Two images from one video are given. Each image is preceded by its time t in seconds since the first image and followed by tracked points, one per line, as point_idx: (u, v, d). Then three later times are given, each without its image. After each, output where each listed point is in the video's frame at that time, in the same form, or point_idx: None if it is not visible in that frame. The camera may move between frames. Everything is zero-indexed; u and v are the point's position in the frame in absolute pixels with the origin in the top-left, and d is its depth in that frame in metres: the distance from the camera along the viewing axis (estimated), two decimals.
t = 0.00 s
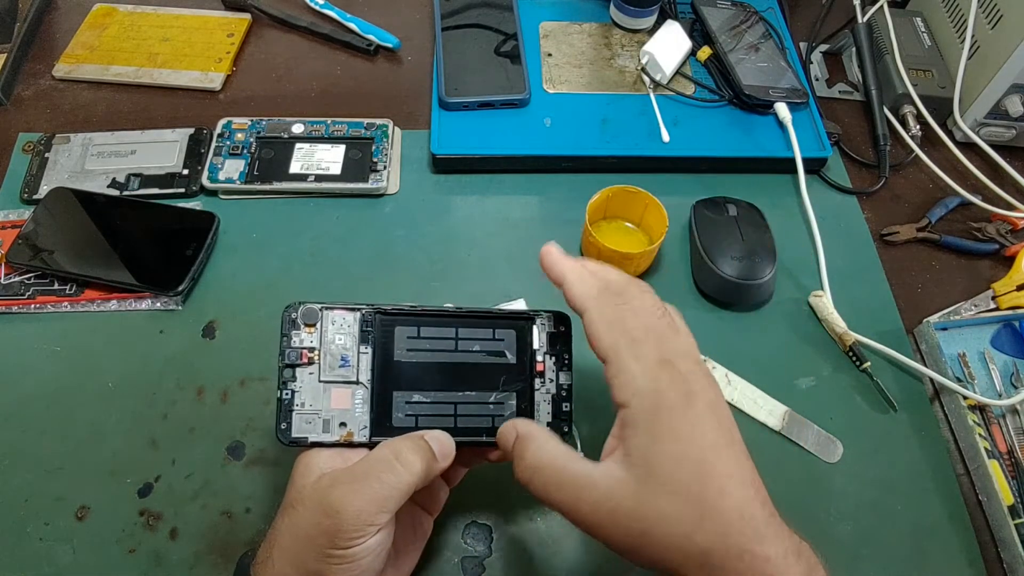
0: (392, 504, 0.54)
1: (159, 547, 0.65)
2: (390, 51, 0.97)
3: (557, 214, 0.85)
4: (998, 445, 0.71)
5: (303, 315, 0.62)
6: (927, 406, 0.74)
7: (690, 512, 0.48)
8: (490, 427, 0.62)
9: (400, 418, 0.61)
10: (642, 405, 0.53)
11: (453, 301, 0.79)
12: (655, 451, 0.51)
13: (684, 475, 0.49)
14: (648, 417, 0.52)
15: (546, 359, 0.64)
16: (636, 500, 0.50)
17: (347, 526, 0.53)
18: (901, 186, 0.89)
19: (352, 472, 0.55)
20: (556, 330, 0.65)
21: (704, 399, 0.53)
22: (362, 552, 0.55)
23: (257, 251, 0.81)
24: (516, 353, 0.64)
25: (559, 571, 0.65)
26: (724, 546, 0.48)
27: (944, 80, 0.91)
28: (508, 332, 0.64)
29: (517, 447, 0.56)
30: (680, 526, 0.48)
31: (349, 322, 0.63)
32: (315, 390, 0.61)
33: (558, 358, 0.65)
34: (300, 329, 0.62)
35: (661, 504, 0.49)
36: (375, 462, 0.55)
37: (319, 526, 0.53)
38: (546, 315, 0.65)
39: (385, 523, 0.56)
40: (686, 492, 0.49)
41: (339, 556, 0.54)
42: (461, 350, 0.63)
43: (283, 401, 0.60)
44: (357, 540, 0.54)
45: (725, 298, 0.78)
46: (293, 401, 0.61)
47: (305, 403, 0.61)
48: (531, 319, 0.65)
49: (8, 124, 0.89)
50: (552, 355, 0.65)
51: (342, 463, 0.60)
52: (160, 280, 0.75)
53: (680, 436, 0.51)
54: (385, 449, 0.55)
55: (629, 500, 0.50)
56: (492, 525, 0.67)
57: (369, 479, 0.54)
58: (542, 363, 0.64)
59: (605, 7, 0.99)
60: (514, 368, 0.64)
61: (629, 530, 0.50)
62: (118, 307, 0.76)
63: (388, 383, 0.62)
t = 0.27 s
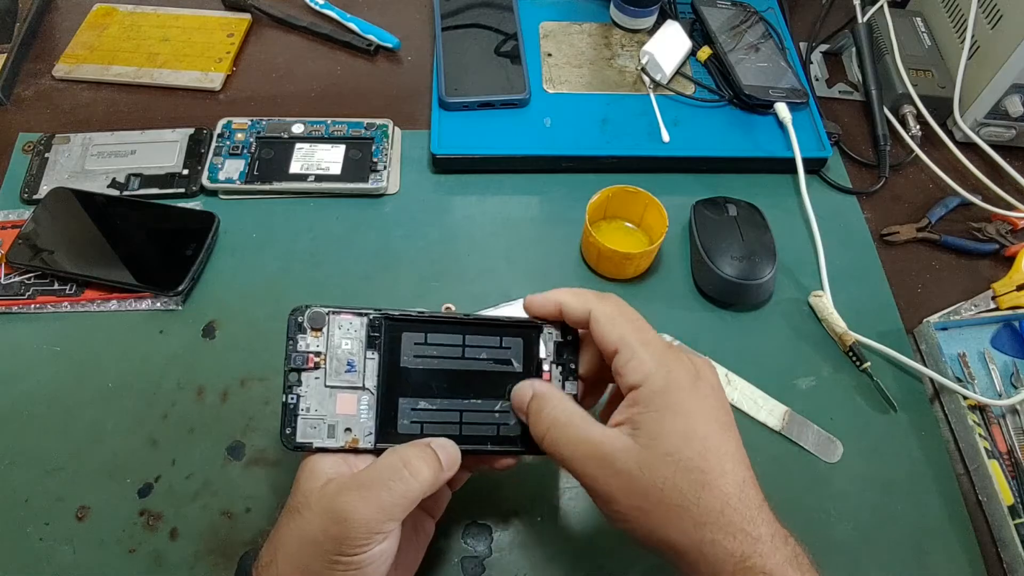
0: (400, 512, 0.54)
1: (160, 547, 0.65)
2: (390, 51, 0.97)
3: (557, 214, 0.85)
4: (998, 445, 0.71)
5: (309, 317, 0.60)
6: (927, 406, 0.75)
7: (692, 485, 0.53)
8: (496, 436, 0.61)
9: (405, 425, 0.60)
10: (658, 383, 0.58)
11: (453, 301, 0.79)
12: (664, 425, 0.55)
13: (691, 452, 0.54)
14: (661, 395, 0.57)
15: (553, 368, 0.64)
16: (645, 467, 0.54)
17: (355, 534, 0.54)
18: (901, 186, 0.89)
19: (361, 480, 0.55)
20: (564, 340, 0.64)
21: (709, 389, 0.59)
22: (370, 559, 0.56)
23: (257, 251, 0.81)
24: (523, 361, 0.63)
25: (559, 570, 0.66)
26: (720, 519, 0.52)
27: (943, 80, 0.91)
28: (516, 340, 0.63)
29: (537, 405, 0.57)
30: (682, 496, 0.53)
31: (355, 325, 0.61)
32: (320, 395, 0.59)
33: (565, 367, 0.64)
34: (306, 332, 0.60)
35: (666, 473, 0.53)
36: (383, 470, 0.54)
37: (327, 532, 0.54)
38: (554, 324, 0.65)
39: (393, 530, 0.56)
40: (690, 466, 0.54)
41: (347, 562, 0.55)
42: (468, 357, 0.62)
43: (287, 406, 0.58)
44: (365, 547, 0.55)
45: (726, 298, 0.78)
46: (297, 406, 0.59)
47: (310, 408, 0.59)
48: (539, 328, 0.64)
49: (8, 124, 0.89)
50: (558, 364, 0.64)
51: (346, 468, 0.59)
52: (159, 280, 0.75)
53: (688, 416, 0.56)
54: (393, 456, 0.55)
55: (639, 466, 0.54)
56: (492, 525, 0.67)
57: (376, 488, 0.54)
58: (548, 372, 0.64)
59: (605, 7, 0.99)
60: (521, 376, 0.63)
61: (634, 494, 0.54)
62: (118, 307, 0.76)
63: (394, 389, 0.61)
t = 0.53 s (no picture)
0: (405, 520, 0.54)
1: (160, 547, 0.65)
2: (390, 51, 0.97)
3: (557, 214, 0.85)
4: (998, 445, 0.71)
5: (322, 320, 0.59)
6: (926, 406, 0.75)
7: (685, 465, 0.54)
8: (502, 447, 0.61)
9: (412, 432, 0.60)
10: (662, 364, 0.58)
11: (453, 300, 0.79)
12: (664, 404, 0.56)
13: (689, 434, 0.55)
14: (664, 376, 0.58)
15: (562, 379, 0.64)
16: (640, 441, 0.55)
17: (359, 541, 0.54)
18: (901, 186, 0.89)
19: (367, 486, 0.55)
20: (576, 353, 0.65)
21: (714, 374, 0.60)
22: (373, 564, 0.56)
23: (257, 251, 0.81)
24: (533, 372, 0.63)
25: (559, 571, 0.66)
26: (709, 504, 0.53)
27: (944, 80, 0.91)
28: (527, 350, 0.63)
29: (552, 362, 0.58)
30: (675, 474, 0.54)
31: (367, 330, 0.61)
32: (329, 398, 0.59)
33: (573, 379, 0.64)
34: (318, 335, 0.59)
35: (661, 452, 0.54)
36: (391, 478, 0.54)
37: (331, 539, 0.54)
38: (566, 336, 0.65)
39: (397, 537, 0.56)
40: (685, 446, 0.54)
41: (350, 567, 0.56)
42: (479, 366, 0.62)
43: (296, 408, 0.58)
44: (369, 553, 0.55)
45: (727, 299, 0.78)
46: (306, 408, 0.59)
47: (318, 411, 0.59)
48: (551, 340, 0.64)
49: (8, 123, 0.89)
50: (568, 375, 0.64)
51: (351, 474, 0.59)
52: (160, 280, 0.75)
53: (688, 397, 0.56)
54: (401, 464, 0.54)
55: (635, 440, 0.55)
56: (492, 526, 0.67)
57: (383, 496, 0.54)
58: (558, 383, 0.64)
59: (605, 8, 0.99)
60: (530, 386, 0.62)
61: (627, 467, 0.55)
62: (118, 307, 0.76)
63: (403, 395, 0.61)
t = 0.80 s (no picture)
0: (400, 514, 0.54)
1: (160, 547, 0.65)
2: (390, 51, 0.97)
3: (557, 214, 0.85)
4: (998, 445, 0.71)
5: (312, 319, 0.60)
6: (927, 406, 0.74)
7: (677, 485, 0.54)
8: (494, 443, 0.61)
9: (404, 429, 0.60)
10: (634, 387, 0.59)
11: (453, 300, 0.79)
12: (644, 428, 0.56)
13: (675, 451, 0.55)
14: (639, 399, 0.58)
15: (554, 376, 0.63)
16: (627, 472, 0.54)
17: (354, 536, 0.54)
18: (901, 186, 0.89)
19: (362, 481, 0.55)
20: (568, 349, 0.64)
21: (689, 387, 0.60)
22: (370, 559, 0.56)
23: (257, 251, 0.81)
24: (525, 368, 0.62)
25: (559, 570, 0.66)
26: (712, 520, 0.53)
27: (944, 80, 0.91)
28: (518, 347, 0.63)
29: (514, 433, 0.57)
30: (671, 497, 0.53)
31: (358, 328, 0.61)
32: (321, 397, 0.59)
33: (567, 375, 0.63)
34: (308, 333, 0.60)
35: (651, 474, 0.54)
36: (384, 472, 0.54)
37: (328, 536, 0.54)
38: (557, 332, 0.64)
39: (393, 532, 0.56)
40: (674, 467, 0.54)
41: (348, 563, 0.56)
42: (469, 363, 0.61)
43: (287, 406, 0.59)
44: (365, 548, 0.55)
45: (726, 298, 0.78)
46: (297, 406, 0.59)
47: (310, 409, 0.59)
48: (543, 336, 0.63)
49: (8, 124, 0.89)
50: (558, 371, 0.63)
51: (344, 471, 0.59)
52: (160, 280, 0.75)
53: (668, 416, 0.57)
54: (394, 457, 0.55)
55: (619, 473, 0.55)
56: (492, 525, 0.67)
57: (377, 490, 0.54)
58: (551, 381, 0.63)
59: (605, 8, 0.99)
60: (522, 383, 0.62)
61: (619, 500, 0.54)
62: (118, 307, 0.76)
63: (395, 393, 0.60)
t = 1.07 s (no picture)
0: (405, 524, 0.54)
1: (160, 547, 0.65)
2: (390, 51, 0.97)
3: (557, 214, 0.85)
4: (998, 445, 0.71)
5: (322, 322, 0.59)
6: (927, 406, 0.75)
7: (694, 474, 0.54)
8: (503, 453, 0.61)
9: (412, 437, 0.60)
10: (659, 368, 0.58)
11: (453, 300, 0.79)
12: (666, 411, 0.56)
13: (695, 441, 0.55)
14: (663, 383, 0.58)
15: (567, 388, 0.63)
16: (650, 450, 0.55)
17: (358, 546, 0.54)
18: (901, 186, 0.89)
19: (367, 491, 0.55)
20: (581, 360, 0.63)
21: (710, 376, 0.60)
22: (374, 567, 0.57)
23: (257, 251, 0.81)
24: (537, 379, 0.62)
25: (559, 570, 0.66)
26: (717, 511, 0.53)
27: (944, 80, 0.91)
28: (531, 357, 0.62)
29: (546, 376, 0.56)
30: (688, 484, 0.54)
31: (369, 333, 0.60)
32: (329, 401, 0.59)
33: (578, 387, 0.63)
34: (318, 337, 0.60)
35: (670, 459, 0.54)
36: (390, 482, 0.54)
37: (331, 543, 0.55)
38: (573, 342, 0.63)
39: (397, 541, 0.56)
40: (694, 454, 0.55)
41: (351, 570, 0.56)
42: (482, 372, 0.61)
43: (296, 409, 0.59)
44: (369, 557, 0.56)
45: (726, 299, 0.78)
46: (306, 410, 0.59)
47: (318, 413, 0.59)
48: (558, 346, 0.63)
49: (8, 123, 0.89)
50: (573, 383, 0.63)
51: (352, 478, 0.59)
52: (160, 280, 0.75)
53: (692, 403, 0.57)
54: (401, 467, 0.54)
55: (643, 449, 0.55)
56: (492, 526, 0.68)
57: (382, 501, 0.54)
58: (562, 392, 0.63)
59: (605, 8, 0.99)
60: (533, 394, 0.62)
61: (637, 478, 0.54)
62: (118, 307, 0.76)
63: (404, 399, 0.60)
